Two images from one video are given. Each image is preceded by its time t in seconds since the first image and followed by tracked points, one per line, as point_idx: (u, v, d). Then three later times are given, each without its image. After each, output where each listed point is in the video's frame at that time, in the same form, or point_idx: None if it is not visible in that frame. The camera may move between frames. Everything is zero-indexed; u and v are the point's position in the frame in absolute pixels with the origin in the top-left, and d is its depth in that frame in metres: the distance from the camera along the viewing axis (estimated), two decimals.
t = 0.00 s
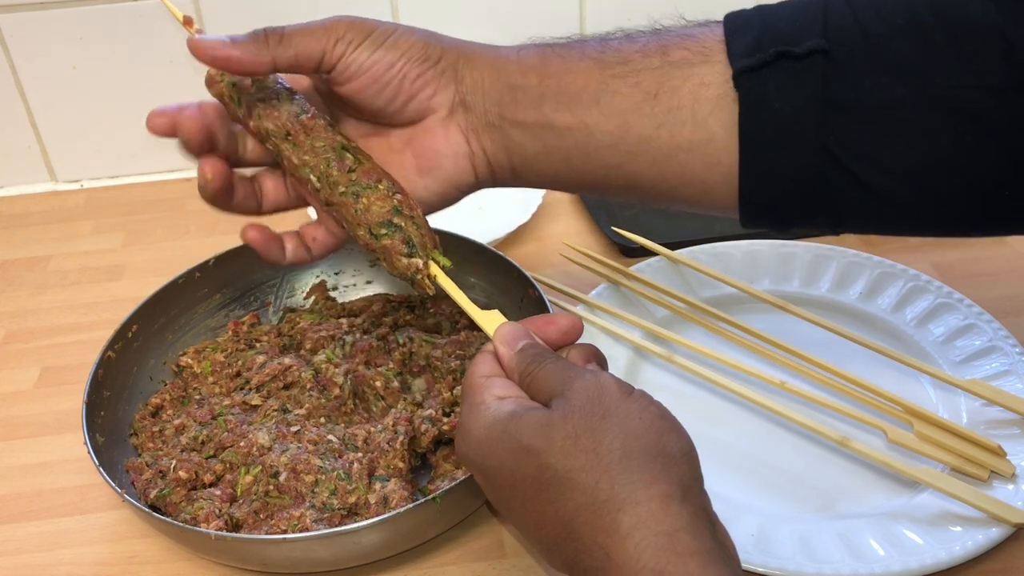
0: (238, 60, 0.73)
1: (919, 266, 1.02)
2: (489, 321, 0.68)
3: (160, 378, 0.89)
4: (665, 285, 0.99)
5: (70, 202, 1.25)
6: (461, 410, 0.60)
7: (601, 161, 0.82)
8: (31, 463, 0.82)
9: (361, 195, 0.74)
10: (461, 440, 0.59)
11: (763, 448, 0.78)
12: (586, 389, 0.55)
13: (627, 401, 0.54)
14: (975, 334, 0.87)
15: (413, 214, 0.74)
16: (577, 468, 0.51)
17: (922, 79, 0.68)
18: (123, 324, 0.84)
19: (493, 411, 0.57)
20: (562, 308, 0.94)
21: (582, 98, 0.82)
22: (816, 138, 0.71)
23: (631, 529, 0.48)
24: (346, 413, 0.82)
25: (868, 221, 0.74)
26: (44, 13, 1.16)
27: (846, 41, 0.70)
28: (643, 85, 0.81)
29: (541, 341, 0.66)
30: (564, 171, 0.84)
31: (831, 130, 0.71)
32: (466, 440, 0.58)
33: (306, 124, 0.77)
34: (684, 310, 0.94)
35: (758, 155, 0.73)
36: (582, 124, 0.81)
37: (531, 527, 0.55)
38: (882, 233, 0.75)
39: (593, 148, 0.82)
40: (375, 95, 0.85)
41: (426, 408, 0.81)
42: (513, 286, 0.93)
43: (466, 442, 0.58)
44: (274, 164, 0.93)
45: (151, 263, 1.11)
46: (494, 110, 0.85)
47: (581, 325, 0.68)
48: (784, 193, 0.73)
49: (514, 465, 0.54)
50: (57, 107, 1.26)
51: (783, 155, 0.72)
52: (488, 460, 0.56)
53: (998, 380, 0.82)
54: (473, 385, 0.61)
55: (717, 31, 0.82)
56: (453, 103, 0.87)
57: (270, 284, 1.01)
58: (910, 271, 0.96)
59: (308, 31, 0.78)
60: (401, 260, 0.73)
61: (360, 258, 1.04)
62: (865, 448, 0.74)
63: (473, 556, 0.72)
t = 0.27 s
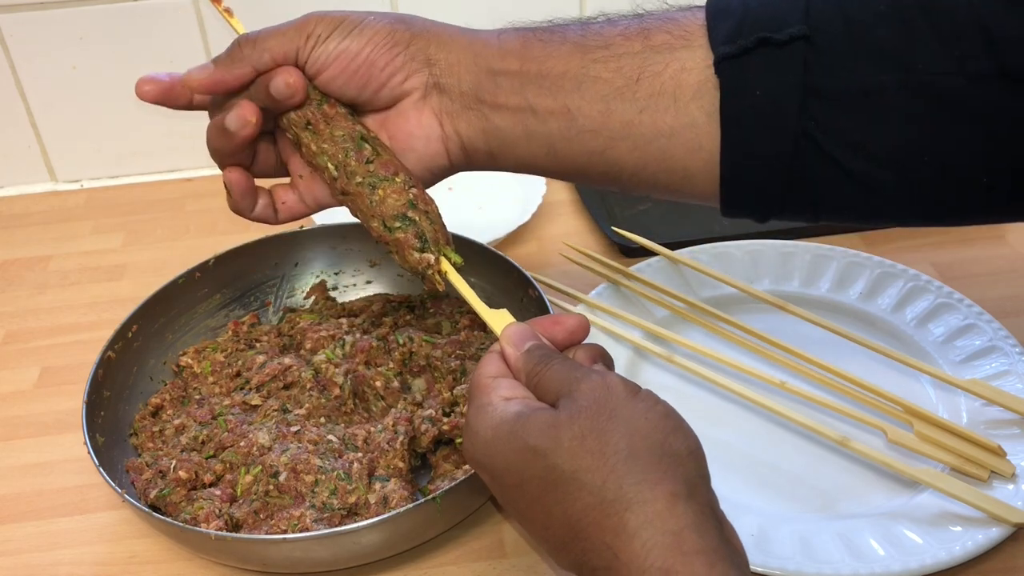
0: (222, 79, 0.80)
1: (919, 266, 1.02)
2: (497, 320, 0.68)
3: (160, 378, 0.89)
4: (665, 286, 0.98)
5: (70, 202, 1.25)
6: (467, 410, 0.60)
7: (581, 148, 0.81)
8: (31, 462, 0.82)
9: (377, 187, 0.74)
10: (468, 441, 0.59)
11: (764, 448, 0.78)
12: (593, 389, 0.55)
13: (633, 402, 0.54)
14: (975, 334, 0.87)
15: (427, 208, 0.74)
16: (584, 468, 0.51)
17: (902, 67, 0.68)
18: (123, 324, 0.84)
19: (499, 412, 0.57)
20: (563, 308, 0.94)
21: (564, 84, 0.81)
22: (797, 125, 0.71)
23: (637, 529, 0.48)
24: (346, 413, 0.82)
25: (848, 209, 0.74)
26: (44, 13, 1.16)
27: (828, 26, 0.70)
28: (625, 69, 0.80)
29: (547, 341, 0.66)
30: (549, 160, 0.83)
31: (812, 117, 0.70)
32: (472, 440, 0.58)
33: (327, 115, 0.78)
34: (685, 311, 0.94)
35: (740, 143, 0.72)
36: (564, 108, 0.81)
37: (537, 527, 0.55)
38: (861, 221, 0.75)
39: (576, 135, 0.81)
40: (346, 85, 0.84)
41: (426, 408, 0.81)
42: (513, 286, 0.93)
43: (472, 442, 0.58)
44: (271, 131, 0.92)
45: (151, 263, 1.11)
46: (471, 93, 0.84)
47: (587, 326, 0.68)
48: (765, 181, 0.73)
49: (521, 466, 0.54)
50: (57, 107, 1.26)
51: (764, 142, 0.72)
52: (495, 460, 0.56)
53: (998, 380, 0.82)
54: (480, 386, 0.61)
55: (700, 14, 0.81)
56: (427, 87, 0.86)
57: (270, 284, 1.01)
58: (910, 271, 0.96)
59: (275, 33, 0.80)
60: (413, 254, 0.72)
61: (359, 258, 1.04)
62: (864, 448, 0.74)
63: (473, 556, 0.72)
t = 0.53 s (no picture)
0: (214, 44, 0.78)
1: (919, 266, 1.02)
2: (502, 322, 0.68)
3: (160, 378, 0.89)
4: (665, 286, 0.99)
5: (70, 202, 1.25)
6: (471, 408, 0.60)
7: (576, 132, 0.80)
8: (31, 462, 0.82)
9: (380, 191, 0.74)
10: (471, 439, 0.59)
11: (763, 448, 0.78)
12: (598, 389, 0.55)
13: (637, 403, 0.54)
14: (975, 334, 0.87)
15: (431, 211, 0.74)
16: (588, 467, 0.51)
17: (892, 54, 0.67)
18: (123, 325, 0.84)
19: (503, 410, 0.57)
20: (563, 308, 0.94)
21: (559, 70, 0.81)
22: (787, 114, 0.70)
23: (640, 529, 0.48)
24: (346, 413, 0.82)
25: (838, 196, 0.74)
26: (44, 13, 1.16)
27: (819, 13, 0.69)
28: (619, 56, 0.80)
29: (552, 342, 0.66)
30: (540, 145, 0.83)
31: (802, 105, 0.70)
32: (475, 438, 0.58)
33: (329, 120, 0.78)
34: (684, 311, 0.94)
35: (729, 131, 0.72)
36: (558, 94, 0.80)
37: (539, 526, 0.55)
38: (851, 208, 0.75)
39: (568, 121, 0.81)
40: (346, 66, 0.85)
41: (426, 408, 0.81)
42: (513, 286, 0.93)
43: (475, 440, 0.58)
44: (268, 130, 0.93)
45: (151, 263, 1.11)
46: (469, 78, 0.84)
47: (592, 327, 0.68)
48: (754, 169, 0.73)
49: (525, 464, 0.54)
50: (57, 107, 1.26)
51: (753, 131, 0.72)
52: (498, 458, 0.56)
53: (998, 380, 0.82)
54: (484, 384, 0.61)
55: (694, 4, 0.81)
56: (427, 72, 0.87)
57: (270, 284, 1.01)
58: (910, 271, 0.96)
59: (275, 8, 0.80)
60: (417, 257, 0.72)
61: (359, 257, 1.04)
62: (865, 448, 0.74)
63: (473, 556, 0.72)
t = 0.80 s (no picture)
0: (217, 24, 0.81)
1: (919, 266, 1.02)
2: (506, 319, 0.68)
3: (160, 378, 0.89)
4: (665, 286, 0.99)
5: (70, 202, 1.25)
6: (477, 405, 0.60)
7: (577, 126, 0.81)
8: (31, 463, 0.82)
9: (389, 185, 0.74)
10: (476, 437, 0.59)
11: (764, 448, 0.78)
12: (604, 384, 0.55)
13: (643, 398, 0.54)
14: (975, 333, 0.87)
15: (437, 207, 0.74)
16: (594, 463, 0.51)
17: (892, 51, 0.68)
18: (123, 325, 0.84)
19: (509, 406, 0.57)
20: (563, 308, 0.94)
21: (562, 65, 0.81)
22: (788, 110, 0.70)
23: (645, 524, 0.48)
24: (346, 413, 0.82)
25: (839, 192, 0.74)
26: (44, 13, 1.16)
27: (820, 10, 0.69)
28: (620, 52, 0.80)
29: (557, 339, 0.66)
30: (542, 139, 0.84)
31: (804, 101, 0.70)
32: (481, 434, 0.58)
33: (339, 115, 0.78)
34: (684, 310, 0.94)
35: (730, 124, 0.72)
36: (559, 87, 0.81)
37: (545, 521, 0.55)
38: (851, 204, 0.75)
39: (571, 115, 0.81)
40: (350, 59, 0.87)
41: (426, 408, 0.81)
42: (513, 286, 0.93)
43: (480, 437, 0.58)
44: (274, 126, 0.93)
45: (151, 263, 1.11)
46: (470, 75, 0.85)
47: (597, 324, 0.68)
48: (755, 163, 0.73)
49: (531, 460, 0.54)
50: (57, 107, 1.26)
51: (755, 125, 0.71)
52: (504, 454, 0.56)
53: (998, 380, 0.82)
54: (489, 381, 0.61)
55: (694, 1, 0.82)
56: (430, 69, 0.87)
57: (270, 284, 1.01)
58: (910, 271, 0.96)
59: None
60: (423, 252, 0.73)
61: (359, 258, 1.04)
62: (864, 448, 0.74)
63: (473, 556, 0.72)
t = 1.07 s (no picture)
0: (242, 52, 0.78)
1: (919, 266, 1.03)
2: (503, 322, 0.67)
3: (160, 378, 0.89)
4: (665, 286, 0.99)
5: (70, 203, 1.25)
6: (473, 407, 0.60)
7: (598, 156, 0.81)
8: (31, 462, 0.82)
9: (384, 191, 0.74)
10: (472, 438, 0.59)
11: (764, 448, 0.78)
12: (600, 387, 0.55)
13: (639, 401, 0.54)
14: (975, 333, 0.87)
15: (434, 212, 0.74)
16: (590, 465, 0.51)
17: (914, 77, 0.68)
18: (123, 324, 0.84)
19: (505, 409, 0.57)
20: (563, 308, 0.94)
21: (582, 92, 0.81)
22: (811, 136, 0.70)
23: (642, 525, 0.48)
24: (346, 413, 0.82)
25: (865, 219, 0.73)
26: (44, 13, 1.16)
27: (843, 37, 0.69)
28: (641, 81, 0.80)
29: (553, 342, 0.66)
30: (562, 168, 0.84)
31: (826, 128, 0.70)
32: (476, 435, 0.58)
33: (336, 122, 0.80)
34: (685, 311, 0.94)
35: (753, 147, 0.72)
36: (580, 117, 0.81)
37: (540, 523, 0.55)
38: (878, 230, 0.74)
39: (592, 143, 0.81)
40: (365, 98, 0.86)
41: (426, 408, 0.81)
42: (513, 285, 0.93)
43: (476, 438, 0.58)
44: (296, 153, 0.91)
45: (151, 263, 1.11)
46: (487, 104, 0.85)
47: (593, 327, 0.68)
48: (778, 188, 0.73)
49: (526, 462, 0.54)
50: (57, 107, 1.26)
51: (778, 150, 0.71)
52: (499, 455, 0.56)
53: (998, 380, 0.82)
54: (485, 383, 0.61)
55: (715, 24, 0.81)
56: (446, 99, 0.88)
57: (270, 284, 1.01)
58: (910, 271, 0.96)
59: (292, 49, 0.83)
60: (419, 257, 0.72)
61: (360, 258, 1.04)
62: (864, 448, 0.74)
63: (473, 556, 0.72)
